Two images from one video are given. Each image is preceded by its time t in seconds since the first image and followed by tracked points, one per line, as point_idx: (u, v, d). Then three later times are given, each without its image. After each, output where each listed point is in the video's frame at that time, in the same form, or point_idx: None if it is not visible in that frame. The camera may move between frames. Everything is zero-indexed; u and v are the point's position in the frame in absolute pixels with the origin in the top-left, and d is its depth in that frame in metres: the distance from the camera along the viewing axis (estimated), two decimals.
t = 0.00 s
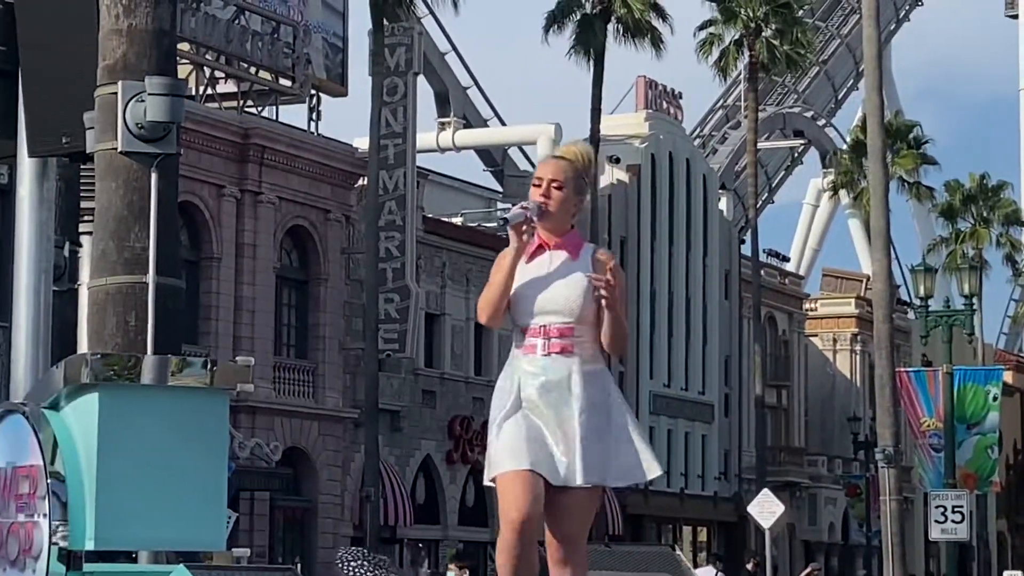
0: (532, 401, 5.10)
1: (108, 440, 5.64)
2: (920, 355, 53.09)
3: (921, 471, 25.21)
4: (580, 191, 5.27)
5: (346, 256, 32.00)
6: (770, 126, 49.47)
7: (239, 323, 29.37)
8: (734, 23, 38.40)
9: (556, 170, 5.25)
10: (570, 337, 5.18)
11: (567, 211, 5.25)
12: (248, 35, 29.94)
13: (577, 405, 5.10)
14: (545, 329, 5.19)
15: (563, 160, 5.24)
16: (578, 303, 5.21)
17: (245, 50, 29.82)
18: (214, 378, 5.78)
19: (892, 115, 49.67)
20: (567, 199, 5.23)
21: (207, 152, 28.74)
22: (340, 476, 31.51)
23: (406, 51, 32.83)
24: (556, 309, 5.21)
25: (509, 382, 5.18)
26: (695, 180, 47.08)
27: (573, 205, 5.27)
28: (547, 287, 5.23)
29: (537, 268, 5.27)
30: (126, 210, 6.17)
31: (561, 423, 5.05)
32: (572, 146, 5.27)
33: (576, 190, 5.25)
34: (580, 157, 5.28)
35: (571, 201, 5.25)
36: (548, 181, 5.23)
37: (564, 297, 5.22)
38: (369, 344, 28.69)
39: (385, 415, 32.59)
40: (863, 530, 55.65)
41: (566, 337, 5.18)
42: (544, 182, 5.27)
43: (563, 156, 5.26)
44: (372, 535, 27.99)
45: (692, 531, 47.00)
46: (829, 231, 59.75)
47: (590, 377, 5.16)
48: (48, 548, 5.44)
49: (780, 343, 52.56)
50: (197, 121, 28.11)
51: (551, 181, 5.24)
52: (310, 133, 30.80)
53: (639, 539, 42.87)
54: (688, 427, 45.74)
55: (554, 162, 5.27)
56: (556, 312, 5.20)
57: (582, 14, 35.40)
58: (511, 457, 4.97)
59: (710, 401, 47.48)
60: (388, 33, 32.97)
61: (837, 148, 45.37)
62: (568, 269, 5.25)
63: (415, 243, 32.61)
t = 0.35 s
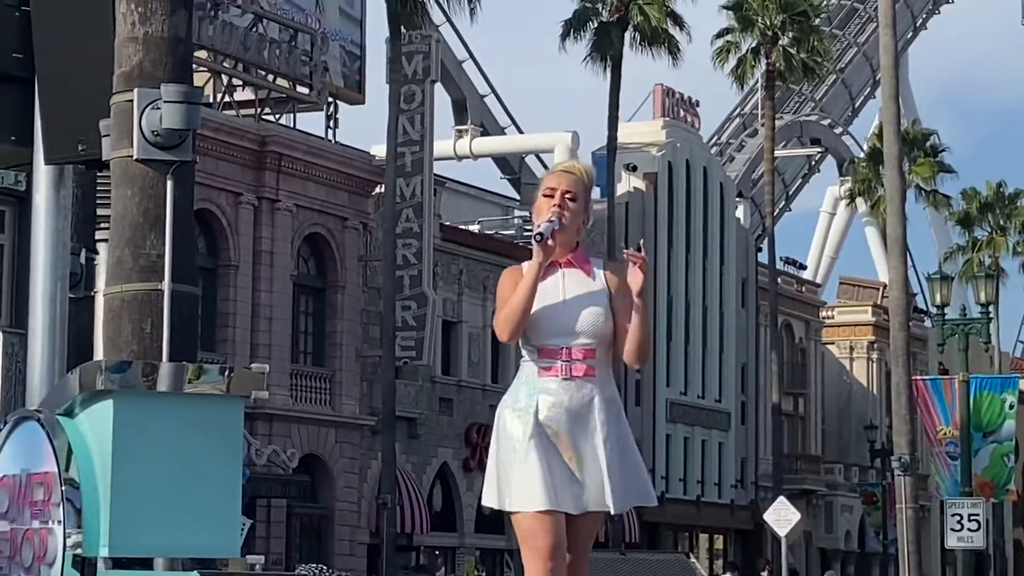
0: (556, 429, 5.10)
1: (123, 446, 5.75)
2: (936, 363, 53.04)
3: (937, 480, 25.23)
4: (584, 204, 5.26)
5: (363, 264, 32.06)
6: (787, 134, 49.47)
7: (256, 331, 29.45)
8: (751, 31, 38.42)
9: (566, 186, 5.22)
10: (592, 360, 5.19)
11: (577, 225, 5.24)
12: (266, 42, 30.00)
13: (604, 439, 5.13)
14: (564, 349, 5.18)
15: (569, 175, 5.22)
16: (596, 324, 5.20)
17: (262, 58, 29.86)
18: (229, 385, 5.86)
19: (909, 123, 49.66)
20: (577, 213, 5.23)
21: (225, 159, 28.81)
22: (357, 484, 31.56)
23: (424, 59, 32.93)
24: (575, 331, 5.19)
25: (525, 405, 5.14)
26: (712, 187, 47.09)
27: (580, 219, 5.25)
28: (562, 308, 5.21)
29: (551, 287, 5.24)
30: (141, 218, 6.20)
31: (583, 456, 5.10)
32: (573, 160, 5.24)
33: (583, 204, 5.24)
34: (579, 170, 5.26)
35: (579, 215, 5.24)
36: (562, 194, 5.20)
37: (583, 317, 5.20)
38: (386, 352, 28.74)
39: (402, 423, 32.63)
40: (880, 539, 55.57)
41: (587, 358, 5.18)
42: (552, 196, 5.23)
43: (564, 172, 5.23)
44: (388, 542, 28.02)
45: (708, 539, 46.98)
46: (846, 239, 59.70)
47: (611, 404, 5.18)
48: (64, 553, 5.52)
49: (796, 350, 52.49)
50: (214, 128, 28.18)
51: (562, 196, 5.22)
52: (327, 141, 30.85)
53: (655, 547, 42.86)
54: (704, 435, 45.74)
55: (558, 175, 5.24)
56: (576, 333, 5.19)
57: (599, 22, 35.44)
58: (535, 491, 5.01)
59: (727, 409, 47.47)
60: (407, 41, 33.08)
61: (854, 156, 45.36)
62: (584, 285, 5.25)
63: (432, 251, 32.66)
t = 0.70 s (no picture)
0: (542, 418, 4.78)
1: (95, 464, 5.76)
2: (913, 379, 53.27)
3: (913, 495, 25.29)
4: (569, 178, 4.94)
5: (342, 279, 32.11)
6: (765, 150, 49.71)
7: (234, 346, 29.40)
8: (730, 48, 38.56)
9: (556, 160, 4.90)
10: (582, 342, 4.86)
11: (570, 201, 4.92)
12: (245, 57, 29.98)
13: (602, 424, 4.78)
14: (553, 333, 4.84)
15: (559, 147, 4.90)
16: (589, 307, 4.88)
17: (241, 72, 29.84)
18: (205, 401, 5.87)
19: (886, 140, 49.89)
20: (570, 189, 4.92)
21: (203, 174, 28.78)
22: (335, 499, 31.51)
23: (403, 74, 33.03)
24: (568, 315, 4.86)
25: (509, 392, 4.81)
26: (691, 203, 47.25)
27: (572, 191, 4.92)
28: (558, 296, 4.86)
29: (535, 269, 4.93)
30: (115, 232, 5.93)
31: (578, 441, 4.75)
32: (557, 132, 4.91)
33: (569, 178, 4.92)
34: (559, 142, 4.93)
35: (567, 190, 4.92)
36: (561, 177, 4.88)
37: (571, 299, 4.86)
38: (364, 367, 28.68)
39: (380, 438, 32.57)
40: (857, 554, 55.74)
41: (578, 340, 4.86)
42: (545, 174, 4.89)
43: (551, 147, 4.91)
44: (365, 557, 27.96)
45: (686, 555, 47.10)
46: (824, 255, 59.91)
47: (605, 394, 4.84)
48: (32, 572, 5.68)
49: (774, 365, 52.62)
50: (192, 143, 28.17)
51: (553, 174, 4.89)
52: (306, 156, 30.89)
53: (633, 562, 42.91)
54: (682, 450, 45.85)
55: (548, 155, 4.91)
56: (568, 316, 4.86)
57: (578, 38, 35.59)
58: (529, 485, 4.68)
59: (705, 424, 47.55)
60: (386, 56, 33.20)
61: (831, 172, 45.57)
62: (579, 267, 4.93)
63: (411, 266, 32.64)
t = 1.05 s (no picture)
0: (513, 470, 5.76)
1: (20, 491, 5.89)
2: (852, 403, 53.46)
3: (853, 520, 25.45)
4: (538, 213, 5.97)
5: (282, 301, 31.97)
6: (706, 174, 49.84)
7: (173, 369, 29.18)
8: (671, 72, 38.72)
9: (533, 199, 5.89)
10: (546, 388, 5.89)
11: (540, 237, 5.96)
12: (185, 78, 29.83)
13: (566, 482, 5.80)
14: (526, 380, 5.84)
15: (534, 191, 5.89)
16: (555, 354, 5.91)
17: (181, 94, 29.67)
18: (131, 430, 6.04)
19: (826, 165, 50.15)
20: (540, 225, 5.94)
21: (142, 195, 28.58)
22: (273, 524, 31.35)
23: (344, 96, 32.96)
24: (537, 360, 5.87)
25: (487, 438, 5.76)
26: (632, 227, 47.34)
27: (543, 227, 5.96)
28: (532, 342, 5.86)
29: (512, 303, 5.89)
30: (48, 257, 6.14)
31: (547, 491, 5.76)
32: (527, 164, 5.90)
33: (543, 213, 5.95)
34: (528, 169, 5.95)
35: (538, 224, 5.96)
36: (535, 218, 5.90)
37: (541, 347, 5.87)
38: (305, 390, 28.55)
39: (320, 461, 32.42)
40: None
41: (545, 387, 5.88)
42: (524, 212, 5.89)
43: (523, 178, 5.91)
44: None
45: None
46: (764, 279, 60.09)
47: (565, 449, 5.88)
48: None
49: (715, 389, 52.68)
50: (131, 165, 27.95)
51: (531, 212, 5.90)
52: (247, 178, 30.75)
53: None
54: (623, 474, 45.86)
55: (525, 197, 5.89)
56: (536, 359, 5.87)
57: (520, 62, 35.57)
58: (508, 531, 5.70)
59: (645, 447, 47.61)
60: (327, 78, 33.06)
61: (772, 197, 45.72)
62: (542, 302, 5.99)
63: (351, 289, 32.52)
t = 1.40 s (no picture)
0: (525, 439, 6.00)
1: None
2: (768, 431, 53.73)
3: (768, 546, 25.85)
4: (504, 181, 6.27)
5: (198, 328, 31.75)
6: (624, 202, 49.99)
7: (87, 397, 28.88)
8: (589, 100, 38.84)
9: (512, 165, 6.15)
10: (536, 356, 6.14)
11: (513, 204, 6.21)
12: (101, 104, 29.57)
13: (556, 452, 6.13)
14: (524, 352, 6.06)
15: (504, 160, 6.12)
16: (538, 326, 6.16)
17: (97, 120, 29.38)
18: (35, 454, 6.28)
19: (743, 193, 50.45)
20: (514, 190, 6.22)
21: (57, 222, 28.29)
22: (188, 552, 31.09)
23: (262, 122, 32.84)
24: (527, 332, 6.09)
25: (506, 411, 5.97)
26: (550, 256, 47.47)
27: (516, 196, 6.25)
28: (522, 313, 6.08)
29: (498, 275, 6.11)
30: None
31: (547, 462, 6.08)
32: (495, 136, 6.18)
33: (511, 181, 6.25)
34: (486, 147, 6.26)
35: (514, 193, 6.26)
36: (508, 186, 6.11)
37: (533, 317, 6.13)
38: (220, 418, 28.32)
39: (235, 490, 32.18)
40: None
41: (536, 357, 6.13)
42: (506, 182, 6.11)
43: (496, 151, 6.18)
44: None
45: None
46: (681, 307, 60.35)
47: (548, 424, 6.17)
48: None
49: (633, 417, 52.77)
50: (45, 191, 27.68)
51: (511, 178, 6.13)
52: (163, 204, 30.53)
53: None
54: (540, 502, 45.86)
55: (494, 166, 6.11)
56: (529, 329, 6.09)
57: (439, 89, 35.56)
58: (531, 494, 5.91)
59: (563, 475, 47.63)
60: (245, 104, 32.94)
61: (689, 225, 45.93)
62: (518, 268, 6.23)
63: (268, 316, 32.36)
